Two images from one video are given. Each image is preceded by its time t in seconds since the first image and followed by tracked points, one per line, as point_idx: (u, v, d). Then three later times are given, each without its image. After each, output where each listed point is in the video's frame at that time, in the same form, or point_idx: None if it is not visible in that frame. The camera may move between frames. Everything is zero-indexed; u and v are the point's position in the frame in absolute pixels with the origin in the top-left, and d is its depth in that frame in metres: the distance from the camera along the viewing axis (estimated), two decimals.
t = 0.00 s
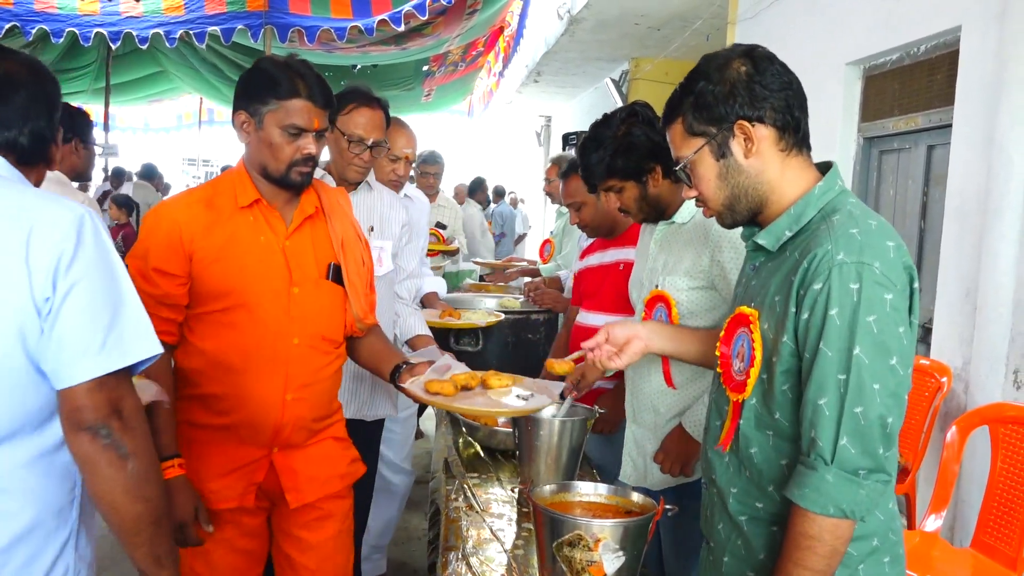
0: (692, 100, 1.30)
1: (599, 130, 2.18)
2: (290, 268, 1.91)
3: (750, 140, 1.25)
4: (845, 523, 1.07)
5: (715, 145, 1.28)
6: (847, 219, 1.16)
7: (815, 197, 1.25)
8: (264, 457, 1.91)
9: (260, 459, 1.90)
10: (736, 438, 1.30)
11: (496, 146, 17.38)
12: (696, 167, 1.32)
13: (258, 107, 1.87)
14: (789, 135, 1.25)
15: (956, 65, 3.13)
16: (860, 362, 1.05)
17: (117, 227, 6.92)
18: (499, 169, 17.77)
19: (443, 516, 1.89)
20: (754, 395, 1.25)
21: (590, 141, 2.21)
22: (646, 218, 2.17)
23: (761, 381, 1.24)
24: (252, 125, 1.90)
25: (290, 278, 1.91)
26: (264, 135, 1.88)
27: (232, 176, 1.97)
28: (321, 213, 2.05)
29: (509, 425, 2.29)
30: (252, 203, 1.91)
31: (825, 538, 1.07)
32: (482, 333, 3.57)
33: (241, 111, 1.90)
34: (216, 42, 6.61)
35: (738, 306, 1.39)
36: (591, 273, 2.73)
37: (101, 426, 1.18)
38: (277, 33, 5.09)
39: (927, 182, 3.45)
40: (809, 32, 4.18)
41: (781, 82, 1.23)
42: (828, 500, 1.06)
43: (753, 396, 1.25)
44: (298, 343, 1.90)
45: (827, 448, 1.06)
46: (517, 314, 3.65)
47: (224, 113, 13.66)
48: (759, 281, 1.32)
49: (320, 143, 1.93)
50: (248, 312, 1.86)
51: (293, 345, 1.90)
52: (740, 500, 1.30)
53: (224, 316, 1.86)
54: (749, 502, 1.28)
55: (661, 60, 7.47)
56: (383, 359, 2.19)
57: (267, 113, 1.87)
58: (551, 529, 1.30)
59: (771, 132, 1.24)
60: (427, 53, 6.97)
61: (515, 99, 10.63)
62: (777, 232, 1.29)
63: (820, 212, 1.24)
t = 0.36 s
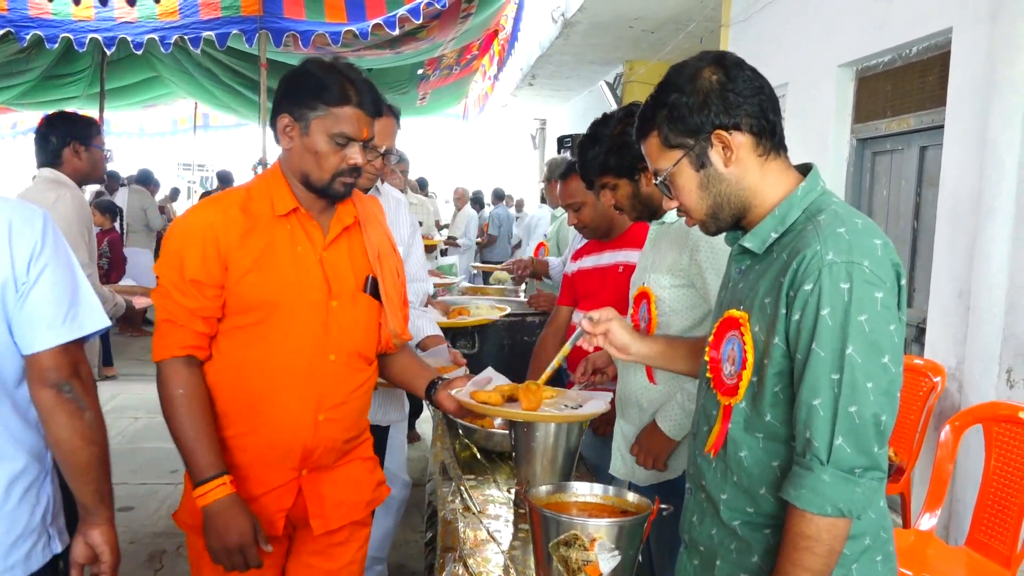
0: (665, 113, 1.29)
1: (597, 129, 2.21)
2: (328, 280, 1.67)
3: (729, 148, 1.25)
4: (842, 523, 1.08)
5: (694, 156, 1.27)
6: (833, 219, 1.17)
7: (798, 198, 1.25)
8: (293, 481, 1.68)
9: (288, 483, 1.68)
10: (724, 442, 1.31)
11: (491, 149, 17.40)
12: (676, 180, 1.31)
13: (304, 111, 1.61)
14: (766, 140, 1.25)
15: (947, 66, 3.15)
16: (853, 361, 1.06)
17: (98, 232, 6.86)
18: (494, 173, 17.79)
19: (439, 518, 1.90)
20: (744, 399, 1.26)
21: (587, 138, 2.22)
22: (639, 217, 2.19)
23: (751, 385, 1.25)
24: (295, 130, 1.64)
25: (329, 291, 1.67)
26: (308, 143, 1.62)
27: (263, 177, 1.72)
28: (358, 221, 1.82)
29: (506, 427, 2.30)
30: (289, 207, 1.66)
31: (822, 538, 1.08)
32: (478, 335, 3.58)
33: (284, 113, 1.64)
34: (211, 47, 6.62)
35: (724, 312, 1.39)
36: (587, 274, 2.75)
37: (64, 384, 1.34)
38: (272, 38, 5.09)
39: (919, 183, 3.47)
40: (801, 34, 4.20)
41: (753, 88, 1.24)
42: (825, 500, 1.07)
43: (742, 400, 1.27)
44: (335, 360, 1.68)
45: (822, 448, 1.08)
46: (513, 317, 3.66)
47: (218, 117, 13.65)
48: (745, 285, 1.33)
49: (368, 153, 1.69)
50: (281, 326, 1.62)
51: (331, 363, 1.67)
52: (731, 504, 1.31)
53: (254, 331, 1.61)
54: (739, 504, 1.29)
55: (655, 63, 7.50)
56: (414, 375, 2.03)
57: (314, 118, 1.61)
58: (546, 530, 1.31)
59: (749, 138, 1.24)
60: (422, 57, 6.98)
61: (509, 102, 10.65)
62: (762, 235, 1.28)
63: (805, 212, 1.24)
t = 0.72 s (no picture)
0: (657, 114, 1.30)
1: (598, 125, 2.23)
2: (342, 285, 1.68)
3: (721, 148, 1.26)
4: (828, 522, 1.09)
5: (687, 156, 1.28)
6: (821, 218, 1.18)
7: (789, 197, 1.26)
8: (301, 489, 1.69)
9: (298, 491, 1.68)
10: (714, 443, 1.31)
11: (486, 150, 17.40)
12: (669, 181, 1.32)
13: (325, 113, 1.58)
14: (757, 140, 1.26)
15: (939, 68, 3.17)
16: (838, 359, 1.07)
17: (92, 232, 6.86)
18: (489, 174, 17.79)
19: (432, 519, 1.91)
20: (734, 399, 1.27)
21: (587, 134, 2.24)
22: (633, 217, 2.19)
23: (741, 384, 1.26)
24: (313, 131, 1.61)
25: (343, 297, 1.68)
26: (327, 146, 1.60)
27: (272, 176, 1.69)
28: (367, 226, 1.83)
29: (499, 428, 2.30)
30: (304, 213, 1.65)
31: (807, 537, 1.09)
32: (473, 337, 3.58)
33: (301, 114, 1.60)
34: (205, 48, 6.62)
35: (716, 312, 1.40)
36: (580, 275, 2.75)
37: (74, 354, 1.80)
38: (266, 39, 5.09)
39: (911, 185, 3.49)
40: (794, 36, 4.21)
41: (744, 88, 1.24)
42: (810, 499, 1.07)
43: (732, 400, 1.27)
44: (349, 367, 1.70)
45: (807, 446, 1.08)
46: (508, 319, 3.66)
47: (212, 118, 13.64)
48: (736, 285, 1.34)
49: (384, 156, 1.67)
50: (298, 332, 1.63)
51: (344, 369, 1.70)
52: (721, 506, 1.31)
53: (269, 335, 1.61)
54: (729, 506, 1.30)
55: (649, 65, 7.51)
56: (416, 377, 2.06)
57: (336, 121, 1.58)
58: (538, 530, 1.31)
59: (741, 138, 1.25)
60: (416, 58, 6.98)
61: (504, 103, 10.65)
62: (752, 235, 1.28)
63: (796, 211, 1.25)
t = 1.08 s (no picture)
0: (646, 120, 1.31)
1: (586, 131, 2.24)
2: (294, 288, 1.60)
3: (706, 156, 1.27)
4: (813, 522, 1.09)
5: (673, 162, 1.29)
6: (803, 217, 1.18)
7: (775, 199, 1.26)
8: (259, 510, 1.58)
9: (255, 513, 1.57)
10: (707, 444, 1.32)
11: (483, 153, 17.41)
12: (656, 185, 1.33)
13: (268, 105, 1.47)
14: (745, 148, 1.26)
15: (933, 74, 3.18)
16: (818, 357, 1.08)
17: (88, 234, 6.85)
18: (486, 177, 17.80)
19: (427, 522, 1.91)
20: (722, 399, 1.28)
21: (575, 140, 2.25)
22: (624, 221, 2.19)
23: (728, 384, 1.27)
24: (253, 123, 1.49)
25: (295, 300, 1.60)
26: (268, 140, 1.49)
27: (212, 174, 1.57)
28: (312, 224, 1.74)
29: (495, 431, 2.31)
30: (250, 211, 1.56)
31: (793, 537, 1.09)
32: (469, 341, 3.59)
33: (242, 104, 1.49)
34: (201, 51, 6.61)
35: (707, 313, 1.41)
36: (574, 279, 2.76)
37: (28, 334, 2.33)
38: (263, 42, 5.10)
39: (905, 190, 3.50)
40: (790, 41, 4.23)
41: (733, 97, 1.24)
42: (793, 497, 1.08)
43: (721, 400, 1.28)
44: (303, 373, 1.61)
45: (789, 444, 1.09)
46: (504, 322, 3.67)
47: (208, 121, 13.63)
48: (725, 287, 1.35)
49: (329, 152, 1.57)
50: (251, 334, 1.52)
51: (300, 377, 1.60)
52: (713, 509, 1.31)
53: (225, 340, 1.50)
54: (721, 510, 1.30)
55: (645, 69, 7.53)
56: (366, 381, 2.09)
57: (279, 113, 1.47)
58: (533, 532, 1.32)
59: (727, 146, 1.26)
60: (413, 61, 6.98)
61: (500, 106, 10.67)
62: (739, 236, 1.30)
63: (781, 212, 1.25)
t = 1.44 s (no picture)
0: (642, 125, 1.32)
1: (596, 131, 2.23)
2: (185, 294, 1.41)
3: (700, 162, 1.28)
4: (804, 520, 1.10)
5: (668, 167, 1.31)
6: (798, 218, 1.19)
7: (770, 201, 1.26)
8: (143, 549, 1.38)
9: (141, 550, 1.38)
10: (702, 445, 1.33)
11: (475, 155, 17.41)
12: (652, 189, 1.35)
13: (128, 84, 1.36)
14: (740, 153, 1.27)
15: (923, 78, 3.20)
16: (810, 355, 1.09)
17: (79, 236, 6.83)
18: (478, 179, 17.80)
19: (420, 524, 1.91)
20: (718, 400, 1.29)
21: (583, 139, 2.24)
22: (623, 223, 2.20)
23: (724, 385, 1.28)
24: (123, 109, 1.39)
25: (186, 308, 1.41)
26: (134, 121, 1.37)
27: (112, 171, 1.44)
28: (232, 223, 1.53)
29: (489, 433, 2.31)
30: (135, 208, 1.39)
31: (782, 534, 1.10)
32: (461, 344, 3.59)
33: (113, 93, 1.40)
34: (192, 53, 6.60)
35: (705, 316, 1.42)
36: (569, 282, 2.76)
37: None
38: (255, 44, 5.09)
39: (895, 193, 3.52)
40: (781, 46, 4.25)
41: (729, 103, 1.25)
42: (784, 495, 1.09)
43: (717, 401, 1.29)
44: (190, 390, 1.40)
45: (782, 441, 1.10)
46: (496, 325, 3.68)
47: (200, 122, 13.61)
48: (721, 290, 1.36)
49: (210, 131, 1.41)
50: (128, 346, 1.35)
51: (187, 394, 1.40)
52: (709, 511, 1.32)
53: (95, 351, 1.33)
54: (717, 511, 1.31)
55: (637, 72, 7.55)
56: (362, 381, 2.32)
57: (137, 91, 1.36)
58: (527, 533, 1.32)
59: (721, 152, 1.27)
60: (405, 63, 6.98)
61: (492, 109, 10.67)
62: (734, 238, 1.30)
63: (776, 215, 1.25)
